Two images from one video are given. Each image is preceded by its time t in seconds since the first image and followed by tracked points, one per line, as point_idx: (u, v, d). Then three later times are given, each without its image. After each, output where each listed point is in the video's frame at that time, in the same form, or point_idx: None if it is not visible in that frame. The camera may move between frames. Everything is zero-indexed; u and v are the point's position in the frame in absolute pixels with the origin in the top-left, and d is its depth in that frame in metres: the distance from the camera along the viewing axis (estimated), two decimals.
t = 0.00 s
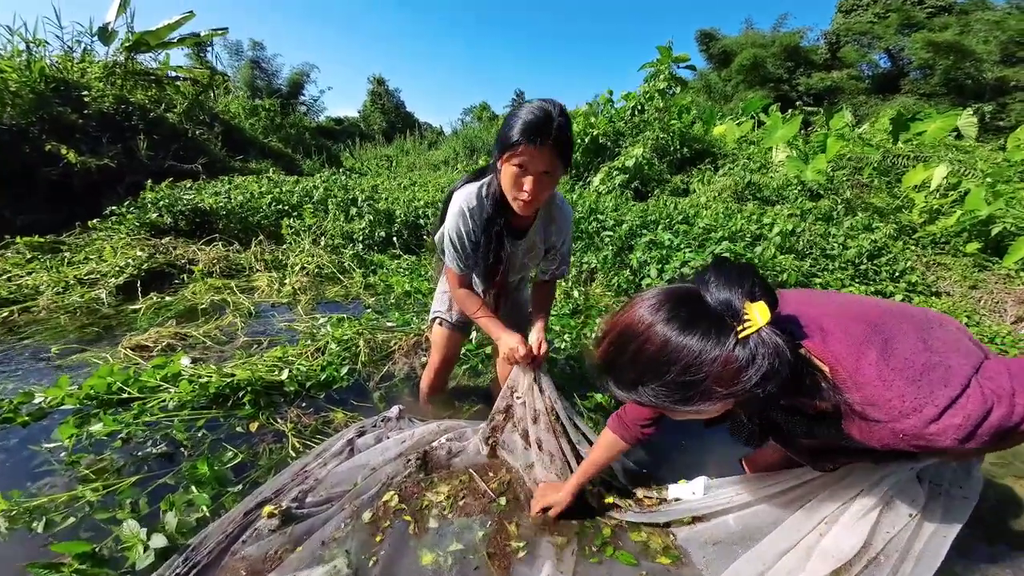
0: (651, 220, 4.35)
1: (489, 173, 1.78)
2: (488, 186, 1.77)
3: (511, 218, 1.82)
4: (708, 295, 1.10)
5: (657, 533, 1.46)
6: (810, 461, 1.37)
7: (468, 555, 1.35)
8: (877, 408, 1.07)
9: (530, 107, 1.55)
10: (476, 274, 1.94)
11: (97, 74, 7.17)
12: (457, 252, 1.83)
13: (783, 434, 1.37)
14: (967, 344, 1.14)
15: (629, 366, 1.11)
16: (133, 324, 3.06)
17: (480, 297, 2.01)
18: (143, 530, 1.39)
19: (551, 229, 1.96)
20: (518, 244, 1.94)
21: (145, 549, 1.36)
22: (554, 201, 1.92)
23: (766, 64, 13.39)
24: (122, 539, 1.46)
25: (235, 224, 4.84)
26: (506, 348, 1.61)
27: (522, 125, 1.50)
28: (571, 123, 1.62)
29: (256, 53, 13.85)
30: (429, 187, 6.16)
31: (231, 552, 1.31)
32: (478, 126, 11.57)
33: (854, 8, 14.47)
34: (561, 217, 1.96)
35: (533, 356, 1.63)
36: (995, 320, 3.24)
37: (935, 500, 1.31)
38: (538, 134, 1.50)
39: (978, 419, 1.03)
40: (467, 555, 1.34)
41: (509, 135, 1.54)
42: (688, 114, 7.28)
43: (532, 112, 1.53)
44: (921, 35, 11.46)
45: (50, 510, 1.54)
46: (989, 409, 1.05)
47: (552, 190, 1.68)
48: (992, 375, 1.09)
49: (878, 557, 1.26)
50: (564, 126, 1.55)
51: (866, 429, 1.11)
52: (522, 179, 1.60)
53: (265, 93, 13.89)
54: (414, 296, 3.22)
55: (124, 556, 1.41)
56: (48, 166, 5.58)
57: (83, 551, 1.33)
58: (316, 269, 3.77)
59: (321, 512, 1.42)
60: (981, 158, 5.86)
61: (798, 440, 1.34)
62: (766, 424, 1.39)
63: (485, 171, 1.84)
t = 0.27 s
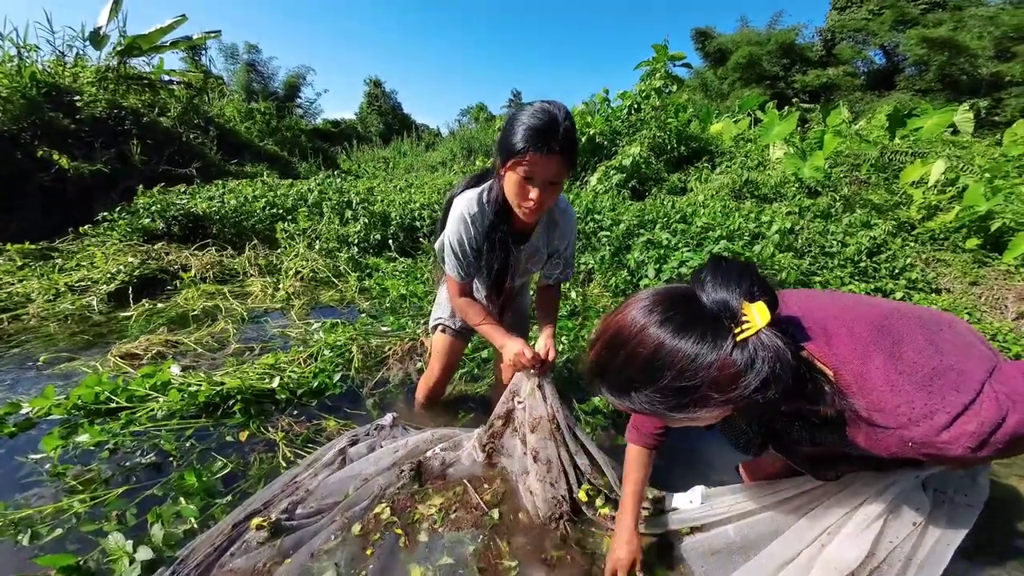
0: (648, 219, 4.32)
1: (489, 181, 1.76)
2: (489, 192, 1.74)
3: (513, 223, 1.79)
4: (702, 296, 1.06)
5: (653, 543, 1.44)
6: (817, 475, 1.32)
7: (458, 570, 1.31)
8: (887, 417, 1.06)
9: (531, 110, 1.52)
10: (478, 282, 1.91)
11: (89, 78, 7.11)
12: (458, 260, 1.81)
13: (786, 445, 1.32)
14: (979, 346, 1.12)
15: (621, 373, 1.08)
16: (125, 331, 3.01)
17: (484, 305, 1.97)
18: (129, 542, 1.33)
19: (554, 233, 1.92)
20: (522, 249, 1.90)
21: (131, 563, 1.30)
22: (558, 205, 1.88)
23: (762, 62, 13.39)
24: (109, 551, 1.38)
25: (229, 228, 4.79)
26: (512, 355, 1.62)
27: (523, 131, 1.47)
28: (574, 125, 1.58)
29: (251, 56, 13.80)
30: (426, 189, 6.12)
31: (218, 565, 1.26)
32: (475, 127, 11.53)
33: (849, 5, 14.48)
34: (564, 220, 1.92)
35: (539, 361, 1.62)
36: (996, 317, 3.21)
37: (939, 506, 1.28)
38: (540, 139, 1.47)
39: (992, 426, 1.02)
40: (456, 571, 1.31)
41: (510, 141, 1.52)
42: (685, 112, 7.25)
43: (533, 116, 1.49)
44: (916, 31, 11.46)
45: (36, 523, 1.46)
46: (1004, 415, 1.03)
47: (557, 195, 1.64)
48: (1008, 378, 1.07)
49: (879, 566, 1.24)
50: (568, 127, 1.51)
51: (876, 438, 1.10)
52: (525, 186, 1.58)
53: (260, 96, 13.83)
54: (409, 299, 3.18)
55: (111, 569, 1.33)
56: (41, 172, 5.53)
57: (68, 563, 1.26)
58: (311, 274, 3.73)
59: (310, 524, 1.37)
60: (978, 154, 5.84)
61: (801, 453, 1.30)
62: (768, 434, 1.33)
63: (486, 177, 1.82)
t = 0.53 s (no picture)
0: (645, 217, 4.32)
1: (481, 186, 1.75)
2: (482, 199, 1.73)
3: (507, 230, 1.77)
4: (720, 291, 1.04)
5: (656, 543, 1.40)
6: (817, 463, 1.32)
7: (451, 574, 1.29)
8: (917, 417, 1.06)
9: (521, 122, 1.49)
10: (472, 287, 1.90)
11: (81, 81, 7.06)
12: (451, 267, 1.80)
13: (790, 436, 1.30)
14: (1001, 343, 1.14)
15: (635, 374, 1.06)
16: (118, 334, 2.98)
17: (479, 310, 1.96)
18: (121, 546, 1.31)
19: (549, 237, 1.89)
20: (515, 254, 1.88)
21: (123, 566, 1.28)
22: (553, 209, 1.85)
23: (757, 59, 13.42)
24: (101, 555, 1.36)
25: (224, 230, 4.76)
26: (508, 356, 1.64)
27: (512, 145, 1.45)
28: (567, 134, 1.55)
29: (246, 57, 13.74)
30: (422, 189, 6.10)
31: (211, 568, 1.24)
32: (471, 127, 11.52)
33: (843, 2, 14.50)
34: (560, 223, 1.88)
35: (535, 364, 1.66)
36: (992, 311, 3.20)
37: (943, 504, 1.29)
38: (530, 154, 1.46)
39: None
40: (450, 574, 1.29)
41: (501, 155, 1.50)
42: (680, 109, 7.25)
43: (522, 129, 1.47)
44: (910, 27, 11.48)
45: (27, 526, 1.43)
46: None
47: (549, 207, 1.63)
48: None
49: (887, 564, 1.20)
50: (560, 140, 1.49)
51: (903, 438, 1.10)
52: (517, 199, 1.56)
53: (255, 97, 13.76)
54: (405, 300, 3.17)
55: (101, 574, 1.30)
56: (33, 176, 5.48)
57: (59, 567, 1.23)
58: (306, 275, 3.70)
59: (304, 526, 1.36)
60: (973, 148, 5.85)
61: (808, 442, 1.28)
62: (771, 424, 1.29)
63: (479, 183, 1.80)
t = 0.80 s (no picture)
0: (641, 214, 4.32)
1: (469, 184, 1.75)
2: (470, 196, 1.73)
3: (494, 227, 1.78)
4: (740, 274, 1.04)
5: (655, 539, 1.40)
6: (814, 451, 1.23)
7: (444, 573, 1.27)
8: (944, 404, 1.05)
9: (504, 121, 1.49)
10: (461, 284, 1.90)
11: (73, 83, 7.00)
12: (440, 264, 1.79)
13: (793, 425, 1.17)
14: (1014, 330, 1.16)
15: (657, 362, 1.03)
16: (112, 335, 2.96)
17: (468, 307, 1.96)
18: (112, 545, 1.30)
19: (539, 233, 1.88)
20: (504, 250, 1.87)
21: (115, 565, 1.27)
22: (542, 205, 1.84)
23: (753, 57, 13.44)
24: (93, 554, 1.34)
25: (219, 231, 4.74)
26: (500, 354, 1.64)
27: (494, 143, 1.46)
28: (551, 133, 1.56)
29: (241, 58, 13.68)
30: (418, 188, 6.09)
31: (203, 569, 1.23)
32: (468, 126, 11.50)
33: None
34: (550, 220, 1.87)
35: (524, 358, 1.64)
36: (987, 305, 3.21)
37: (944, 500, 1.26)
38: (512, 152, 1.46)
39: None
40: (443, 572, 1.27)
41: (484, 153, 1.51)
42: (677, 107, 7.25)
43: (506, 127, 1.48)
44: (904, 24, 11.51)
45: (19, 526, 1.42)
46: None
47: (534, 205, 1.63)
48: None
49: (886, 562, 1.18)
50: (543, 138, 1.50)
51: (930, 426, 1.08)
52: (500, 198, 1.57)
53: (251, 98, 13.70)
54: (401, 298, 3.16)
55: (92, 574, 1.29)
56: (26, 177, 5.44)
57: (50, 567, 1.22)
58: (302, 275, 3.69)
59: (297, 526, 1.35)
60: (967, 144, 5.87)
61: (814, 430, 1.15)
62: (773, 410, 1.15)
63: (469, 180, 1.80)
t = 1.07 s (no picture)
0: (638, 212, 4.33)
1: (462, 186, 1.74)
2: (462, 198, 1.73)
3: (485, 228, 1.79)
4: (751, 269, 1.05)
5: (655, 531, 1.43)
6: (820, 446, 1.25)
7: (444, 568, 1.30)
8: (960, 393, 1.06)
9: (488, 129, 1.47)
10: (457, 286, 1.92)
11: (66, 83, 6.94)
12: (436, 267, 1.81)
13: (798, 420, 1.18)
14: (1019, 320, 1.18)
15: (671, 360, 1.04)
16: (109, 337, 2.95)
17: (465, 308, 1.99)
18: (114, 545, 1.31)
19: (533, 231, 1.89)
20: (498, 250, 1.89)
21: (117, 565, 1.28)
22: (534, 202, 1.84)
23: (749, 54, 13.46)
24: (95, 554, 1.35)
25: (215, 231, 4.72)
26: (493, 352, 1.70)
27: (478, 153, 1.46)
28: (538, 136, 1.53)
29: (235, 57, 13.58)
30: (415, 187, 6.09)
31: (206, 569, 1.24)
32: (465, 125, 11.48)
33: None
34: (542, 217, 1.87)
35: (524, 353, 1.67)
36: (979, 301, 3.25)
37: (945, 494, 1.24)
38: (496, 161, 1.45)
39: None
40: (441, 569, 1.29)
41: (467, 161, 1.51)
42: (673, 105, 7.26)
43: (489, 135, 1.46)
44: (899, 22, 11.55)
45: (20, 527, 1.43)
46: None
47: (521, 209, 1.64)
48: None
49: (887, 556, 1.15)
50: (527, 144, 1.47)
51: (948, 416, 1.09)
52: (485, 204, 1.59)
53: (246, 97, 13.61)
54: (400, 298, 3.16)
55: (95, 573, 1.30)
56: (19, 179, 5.40)
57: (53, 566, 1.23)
58: (299, 275, 3.69)
59: (298, 525, 1.36)
60: (961, 141, 5.92)
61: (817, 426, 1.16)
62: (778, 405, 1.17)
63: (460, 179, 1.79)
